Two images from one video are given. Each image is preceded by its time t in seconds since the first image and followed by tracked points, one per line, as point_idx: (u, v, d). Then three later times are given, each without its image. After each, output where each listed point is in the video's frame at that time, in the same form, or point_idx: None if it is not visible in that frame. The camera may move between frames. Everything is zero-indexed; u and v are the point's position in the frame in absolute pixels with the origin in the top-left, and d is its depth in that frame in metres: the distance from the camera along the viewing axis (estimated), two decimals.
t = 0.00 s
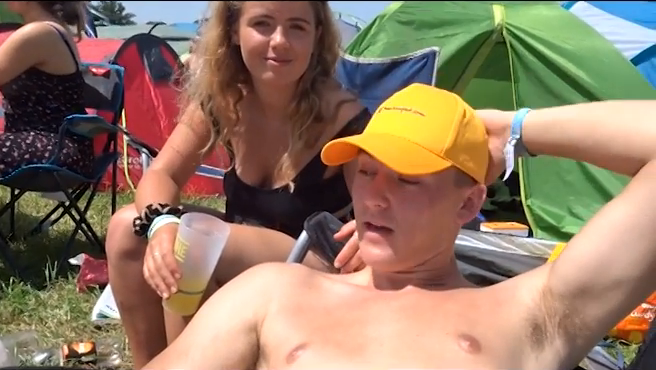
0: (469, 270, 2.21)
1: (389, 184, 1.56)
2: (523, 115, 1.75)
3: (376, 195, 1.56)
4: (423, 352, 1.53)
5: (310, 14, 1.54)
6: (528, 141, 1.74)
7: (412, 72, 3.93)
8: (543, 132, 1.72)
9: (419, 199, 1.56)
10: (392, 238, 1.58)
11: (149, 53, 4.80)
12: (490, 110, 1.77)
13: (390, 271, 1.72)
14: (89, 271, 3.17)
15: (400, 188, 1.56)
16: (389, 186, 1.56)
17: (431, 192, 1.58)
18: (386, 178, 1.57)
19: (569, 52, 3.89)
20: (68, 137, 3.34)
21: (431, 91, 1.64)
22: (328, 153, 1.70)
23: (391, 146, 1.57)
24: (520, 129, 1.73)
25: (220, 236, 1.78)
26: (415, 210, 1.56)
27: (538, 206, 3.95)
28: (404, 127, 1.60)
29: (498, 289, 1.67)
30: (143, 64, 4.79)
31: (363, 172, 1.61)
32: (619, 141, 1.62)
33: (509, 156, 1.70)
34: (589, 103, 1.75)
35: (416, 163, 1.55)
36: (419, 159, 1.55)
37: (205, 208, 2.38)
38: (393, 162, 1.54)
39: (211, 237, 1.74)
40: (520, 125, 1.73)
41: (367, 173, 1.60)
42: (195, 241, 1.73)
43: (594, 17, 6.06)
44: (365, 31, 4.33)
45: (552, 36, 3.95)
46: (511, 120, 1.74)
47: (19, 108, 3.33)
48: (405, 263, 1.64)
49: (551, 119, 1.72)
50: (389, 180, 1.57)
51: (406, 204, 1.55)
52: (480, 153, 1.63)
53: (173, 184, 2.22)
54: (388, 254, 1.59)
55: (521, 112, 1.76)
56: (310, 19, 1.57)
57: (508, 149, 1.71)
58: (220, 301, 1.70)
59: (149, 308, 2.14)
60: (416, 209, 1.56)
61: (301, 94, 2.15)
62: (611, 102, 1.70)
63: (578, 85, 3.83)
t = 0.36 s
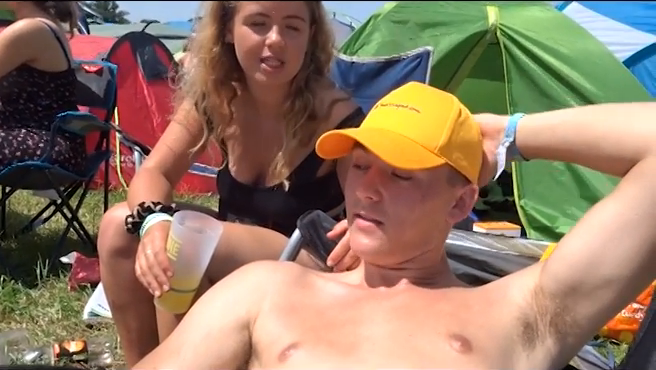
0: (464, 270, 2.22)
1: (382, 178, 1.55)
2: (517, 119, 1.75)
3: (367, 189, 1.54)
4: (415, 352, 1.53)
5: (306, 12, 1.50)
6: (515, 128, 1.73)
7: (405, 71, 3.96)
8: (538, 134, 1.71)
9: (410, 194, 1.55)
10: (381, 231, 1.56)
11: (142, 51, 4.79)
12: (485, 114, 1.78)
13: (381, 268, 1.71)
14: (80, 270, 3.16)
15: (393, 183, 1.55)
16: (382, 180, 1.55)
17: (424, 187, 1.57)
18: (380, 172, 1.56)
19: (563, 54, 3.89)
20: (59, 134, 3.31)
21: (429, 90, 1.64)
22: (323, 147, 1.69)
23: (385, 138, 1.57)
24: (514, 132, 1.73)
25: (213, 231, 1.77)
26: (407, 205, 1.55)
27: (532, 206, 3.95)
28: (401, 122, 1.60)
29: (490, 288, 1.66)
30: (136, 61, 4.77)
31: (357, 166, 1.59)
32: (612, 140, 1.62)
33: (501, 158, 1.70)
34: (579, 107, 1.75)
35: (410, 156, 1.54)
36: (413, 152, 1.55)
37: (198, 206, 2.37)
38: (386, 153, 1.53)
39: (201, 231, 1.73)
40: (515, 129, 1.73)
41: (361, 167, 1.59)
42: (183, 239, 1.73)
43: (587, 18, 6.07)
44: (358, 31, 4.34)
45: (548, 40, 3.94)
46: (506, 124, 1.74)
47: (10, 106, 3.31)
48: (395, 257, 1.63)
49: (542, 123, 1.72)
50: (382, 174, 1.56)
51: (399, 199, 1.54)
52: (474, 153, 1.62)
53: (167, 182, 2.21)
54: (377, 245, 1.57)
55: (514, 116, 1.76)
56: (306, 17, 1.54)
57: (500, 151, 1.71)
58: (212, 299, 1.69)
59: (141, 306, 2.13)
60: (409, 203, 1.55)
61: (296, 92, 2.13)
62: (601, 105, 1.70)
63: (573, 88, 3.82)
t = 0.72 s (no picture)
0: (456, 266, 2.22)
1: (375, 170, 1.56)
2: (506, 115, 1.74)
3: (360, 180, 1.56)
4: (406, 345, 1.53)
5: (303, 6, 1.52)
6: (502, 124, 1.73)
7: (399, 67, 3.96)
8: (527, 130, 1.71)
9: (403, 186, 1.56)
10: (374, 220, 1.56)
11: (136, 46, 4.73)
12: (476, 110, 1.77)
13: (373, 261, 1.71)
14: (72, 264, 3.15)
15: (385, 174, 1.56)
16: (376, 171, 1.57)
17: (416, 178, 1.57)
18: (373, 163, 1.57)
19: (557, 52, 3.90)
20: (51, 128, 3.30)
21: (423, 84, 1.65)
22: (318, 140, 1.69)
23: (378, 128, 1.57)
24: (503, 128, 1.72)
25: (208, 225, 1.77)
26: (399, 196, 1.55)
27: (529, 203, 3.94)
28: (395, 114, 1.60)
29: (482, 282, 1.66)
30: (130, 57, 4.73)
31: (351, 158, 1.61)
32: (602, 136, 1.62)
33: (492, 154, 1.70)
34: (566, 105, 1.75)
35: (401, 146, 1.55)
36: (405, 143, 1.55)
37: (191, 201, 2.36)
38: (379, 143, 1.54)
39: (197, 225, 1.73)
40: (504, 124, 1.72)
41: (356, 158, 1.60)
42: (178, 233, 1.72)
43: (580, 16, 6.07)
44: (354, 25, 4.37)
45: (542, 38, 3.95)
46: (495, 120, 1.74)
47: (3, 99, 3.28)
48: (386, 249, 1.63)
49: (530, 119, 1.72)
50: (375, 165, 1.57)
51: (391, 191, 1.55)
52: (467, 146, 1.63)
53: (159, 175, 2.23)
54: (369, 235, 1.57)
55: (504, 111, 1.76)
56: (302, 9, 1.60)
57: (490, 147, 1.71)
58: (203, 293, 1.69)
59: (132, 300, 2.13)
60: (401, 195, 1.56)
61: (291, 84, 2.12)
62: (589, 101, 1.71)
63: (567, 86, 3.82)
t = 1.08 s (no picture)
0: (455, 261, 2.21)
1: (377, 166, 1.58)
2: (506, 111, 1.76)
3: (363, 177, 1.58)
4: (408, 340, 1.55)
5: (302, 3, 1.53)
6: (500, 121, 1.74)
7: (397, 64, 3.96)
8: (527, 127, 1.72)
9: (406, 182, 1.57)
10: (377, 217, 1.58)
11: (134, 42, 4.71)
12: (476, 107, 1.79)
13: (377, 258, 1.73)
14: (72, 259, 3.16)
15: (388, 171, 1.58)
16: (378, 168, 1.58)
17: (420, 175, 1.59)
18: (375, 160, 1.59)
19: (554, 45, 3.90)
20: (52, 124, 3.31)
21: (423, 81, 1.66)
22: (320, 137, 1.70)
23: (381, 125, 1.59)
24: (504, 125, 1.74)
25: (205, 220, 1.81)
26: (402, 193, 1.57)
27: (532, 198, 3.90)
28: (397, 111, 1.62)
29: (482, 277, 1.68)
30: (127, 51, 4.73)
31: (353, 155, 1.63)
32: (600, 132, 1.63)
33: (492, 152, 1.72)
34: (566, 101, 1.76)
35: (404, 143, 1.56)
36: (408, 139, 1.57)
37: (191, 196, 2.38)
38: (382, 140, 1.56)
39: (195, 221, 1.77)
40: (504, 121, 1.74)
41: (358, 156, 1.62)
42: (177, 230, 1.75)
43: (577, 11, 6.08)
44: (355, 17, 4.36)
45: (541, 31, 3.95)
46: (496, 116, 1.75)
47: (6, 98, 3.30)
48: (390, 246, 1.65)
49: (529, 116, 1.73)
50: (378, 162, 1.58)
51: (394, 188, 1.57)
52: (468, 143, 1.64)
53: (159, 172, 2.23)
54: (372, 233, 1.59)
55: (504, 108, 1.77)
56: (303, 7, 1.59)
57: (490, 145, 1.72)
58: (205, 288, 1.70)
59: (133, 295, 2.14)
60: (404, 192, 1.57)
61: (290, 80, 2.14)
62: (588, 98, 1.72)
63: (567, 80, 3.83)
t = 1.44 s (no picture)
0: (458, 262, 2.20)
1: (380, 167, 1.58)
2: (507, 110, 1.75)
3: (366, 179, 1.57)
4: (409, 342, 1.55)
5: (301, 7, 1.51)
6: (501, 118, 1.74)
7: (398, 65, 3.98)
8: (530, 126, 1.72)
9: (408, 183, 1.57)
10: (380, 219, 1.58)
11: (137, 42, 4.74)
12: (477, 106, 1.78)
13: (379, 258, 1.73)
14: (76, 260, 3.16)
15: (391, 172, 1.58)
16: (382, 169, 1.58)
17: (423, 175, 1.59)
18: (379, 161, 1.59)
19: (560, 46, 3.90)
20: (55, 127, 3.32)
21: (425, 82, 1.66)
22: (322, 138, 1.70)
23: (383, 126, 1.59)
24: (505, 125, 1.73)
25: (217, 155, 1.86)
26: (405, 194, 1.57)
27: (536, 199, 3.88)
28: (399, 112, 1.62)
29: (484, 279, 1.68)
30: (131, 52, 4.75)
31: (356, 157, 1.62)
32: (601, 132, 1.63)
33: (493, 151, 1.71)
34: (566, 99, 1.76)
35: (408, 144, 1.56)
36: (411, 140, 1.57)
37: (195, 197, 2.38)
38: (385, 141, 1.56)
39: (205, 155, 1.83)
40: (506, 120, 1.73)
41: (360, 158, 1.62)
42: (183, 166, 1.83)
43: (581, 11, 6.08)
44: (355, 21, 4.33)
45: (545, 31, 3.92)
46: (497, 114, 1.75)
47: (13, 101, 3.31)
48: (393, 247, 1.64)
49: (530, 114, 1.73)
50: (381, 163, 1.59)
51: (398, 189, 1.57)
52: (470, 143, 1.64)
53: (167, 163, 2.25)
54: (375, 234, 1.59)
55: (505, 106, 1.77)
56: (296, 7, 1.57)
57: (492, 144, 1.72)
58: (207, 289, 1.70)
59: (136, 295, 2.14)
60: (407, 193, 1.57)
61: (291, 82, 2.16)
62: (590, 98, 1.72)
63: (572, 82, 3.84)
